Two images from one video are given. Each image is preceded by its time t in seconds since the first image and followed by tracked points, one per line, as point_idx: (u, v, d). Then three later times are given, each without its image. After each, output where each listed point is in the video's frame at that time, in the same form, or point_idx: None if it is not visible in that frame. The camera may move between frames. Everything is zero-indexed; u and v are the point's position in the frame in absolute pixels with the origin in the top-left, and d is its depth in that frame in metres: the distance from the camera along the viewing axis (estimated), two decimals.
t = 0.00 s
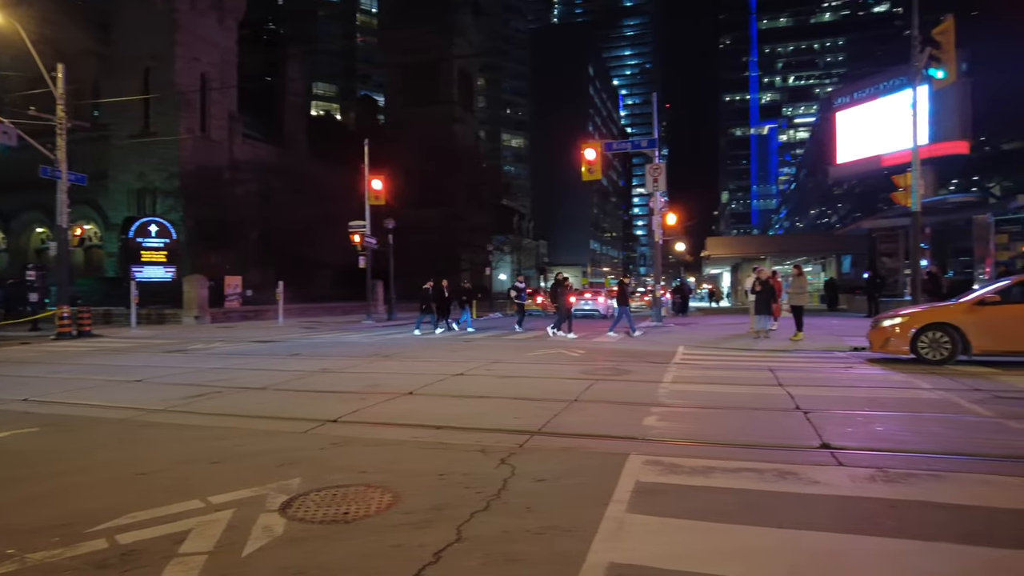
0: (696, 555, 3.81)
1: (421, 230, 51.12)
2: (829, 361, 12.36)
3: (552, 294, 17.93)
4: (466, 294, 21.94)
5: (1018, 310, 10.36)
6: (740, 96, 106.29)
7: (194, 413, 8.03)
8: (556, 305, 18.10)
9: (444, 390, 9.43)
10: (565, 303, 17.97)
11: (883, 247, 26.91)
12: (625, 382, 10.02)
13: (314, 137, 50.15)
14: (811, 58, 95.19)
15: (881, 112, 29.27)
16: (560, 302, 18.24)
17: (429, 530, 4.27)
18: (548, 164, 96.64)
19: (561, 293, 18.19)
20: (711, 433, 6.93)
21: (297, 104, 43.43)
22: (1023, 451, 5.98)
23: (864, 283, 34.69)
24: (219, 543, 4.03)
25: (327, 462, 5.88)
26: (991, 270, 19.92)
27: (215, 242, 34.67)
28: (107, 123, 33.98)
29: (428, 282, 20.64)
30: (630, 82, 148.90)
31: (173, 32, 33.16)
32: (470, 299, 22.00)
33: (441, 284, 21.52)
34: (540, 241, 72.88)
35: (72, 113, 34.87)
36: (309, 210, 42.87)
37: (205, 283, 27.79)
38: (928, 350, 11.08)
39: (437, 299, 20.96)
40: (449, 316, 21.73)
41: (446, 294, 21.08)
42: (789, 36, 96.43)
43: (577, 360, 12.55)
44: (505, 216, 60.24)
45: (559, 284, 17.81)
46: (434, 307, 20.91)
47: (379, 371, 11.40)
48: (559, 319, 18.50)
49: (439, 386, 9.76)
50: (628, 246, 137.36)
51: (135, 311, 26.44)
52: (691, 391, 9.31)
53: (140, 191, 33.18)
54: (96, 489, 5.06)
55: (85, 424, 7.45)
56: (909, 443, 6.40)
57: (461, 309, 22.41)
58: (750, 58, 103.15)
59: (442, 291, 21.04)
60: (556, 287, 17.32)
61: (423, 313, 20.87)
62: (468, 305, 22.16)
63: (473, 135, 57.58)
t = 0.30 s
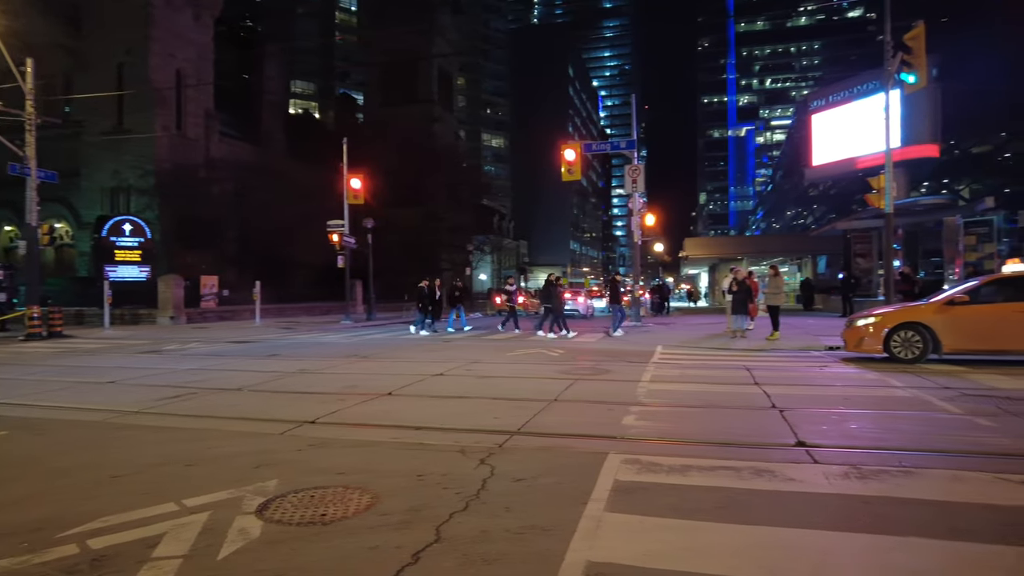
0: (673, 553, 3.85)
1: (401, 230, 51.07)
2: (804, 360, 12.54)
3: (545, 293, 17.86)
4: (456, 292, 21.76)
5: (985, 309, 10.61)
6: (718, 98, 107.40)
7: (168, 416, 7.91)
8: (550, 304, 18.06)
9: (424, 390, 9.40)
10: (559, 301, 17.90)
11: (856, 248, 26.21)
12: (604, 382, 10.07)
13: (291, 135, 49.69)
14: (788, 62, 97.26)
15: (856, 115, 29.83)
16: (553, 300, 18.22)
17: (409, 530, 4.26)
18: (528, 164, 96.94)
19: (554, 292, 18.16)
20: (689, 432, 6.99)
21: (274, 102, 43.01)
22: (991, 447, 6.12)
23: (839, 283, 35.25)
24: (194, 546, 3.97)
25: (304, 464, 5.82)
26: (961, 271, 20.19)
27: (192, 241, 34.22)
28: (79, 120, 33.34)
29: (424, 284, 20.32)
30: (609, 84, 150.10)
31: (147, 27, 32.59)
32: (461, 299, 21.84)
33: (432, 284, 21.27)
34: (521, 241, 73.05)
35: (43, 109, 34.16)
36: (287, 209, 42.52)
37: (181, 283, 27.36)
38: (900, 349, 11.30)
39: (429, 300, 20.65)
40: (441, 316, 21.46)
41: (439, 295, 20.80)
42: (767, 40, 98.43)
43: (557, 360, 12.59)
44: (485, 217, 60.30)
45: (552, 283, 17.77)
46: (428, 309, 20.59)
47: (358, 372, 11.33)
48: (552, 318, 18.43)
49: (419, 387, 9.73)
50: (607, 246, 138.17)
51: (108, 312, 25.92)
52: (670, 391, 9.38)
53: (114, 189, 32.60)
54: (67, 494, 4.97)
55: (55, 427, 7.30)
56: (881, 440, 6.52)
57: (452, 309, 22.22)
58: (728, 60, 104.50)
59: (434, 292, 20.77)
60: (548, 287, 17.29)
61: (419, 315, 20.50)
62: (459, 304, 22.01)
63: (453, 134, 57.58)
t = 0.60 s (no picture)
0: (654, 552, 3.88)
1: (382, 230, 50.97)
2: (784, 359, 12.69)
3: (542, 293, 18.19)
4: (451, 292, 21.67)
5: (959, 309, 10.82)
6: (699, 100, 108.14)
7: (145, 417, 7.80)
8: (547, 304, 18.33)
9: (406, 391, 9.39)
10: (556, 302, 18.29)
11: (836, 248, 26.98)
12: (587, 382, 10.09)
13: (272, 133, 49.32)
14: (768, 64, 97.55)
15: (835, 117, 30.21)
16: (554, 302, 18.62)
17: (391, 532, 4.24)
18: (511, 164, 97.04)
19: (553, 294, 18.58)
20: (671, 431, 7.04)
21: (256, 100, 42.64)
22: (966, 444, 6.23)
23: (818, 283, 35.64)
24: (173, 550, 3.93)
25: (283, 465, 5.79)
26: (935, 272, 20.46)
27: (173, 241, 33.78)
28: (54, 116, 32.75)
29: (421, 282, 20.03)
30: (592, 84, 151.02)
31: (125, 23, 32.07)
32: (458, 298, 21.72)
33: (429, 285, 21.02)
34: (504, 241, 73.20)
35: (16, 105, 33.48)
36: (268, 208, 42.21)
37: (159, 283, 26.99)
38: (878, 349, 11.47)
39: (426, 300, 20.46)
40: (439, 316, 21.24)
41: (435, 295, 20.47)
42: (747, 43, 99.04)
43: (540, 360, 12.61)
44: (468, 217, 60.33)
45: (547, 283, 18.13)
46: (426, 310, 20.38)
47: (339, 372, 11.26)
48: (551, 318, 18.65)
49: (401, 387, 9.70)
50: (590, 246, 138.71)
51: (85, 312, 25.45)
52: (652, 390, 9.44)
53: (91, 187, 32.06)
54: (43, 497, 4.89)
55: (29, 430, 7.16)
56: (860, 438, 6.60)
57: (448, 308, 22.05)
58: (709, 62, 105.39)
59: (431, 292, 20.68)
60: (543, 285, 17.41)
61: (419, 316, 20.29)
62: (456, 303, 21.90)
63: (435, 133, 57.53)
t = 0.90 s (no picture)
0: (640, 551, 3.90)
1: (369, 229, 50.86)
2: (770, 358, 12.81)
3: (542, 294, 18.36)
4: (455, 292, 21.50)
5: (941, 309, 10.97)
6: (686, 101, 108.72)
7: (129, 418, 7.72)
8: (548, 304, 18.57)
9: (394, 391, 9.38)
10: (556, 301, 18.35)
11: (820, 249, 26.56)
12: (575, 381, 10.13)
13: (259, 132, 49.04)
14: (754, 66, 100.13)
15: (820, 119, 30.45)
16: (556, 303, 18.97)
17: (377, 532, 4.24)
18: (499, 164, 96.98)
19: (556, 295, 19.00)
20: (658, 430, 7.09)
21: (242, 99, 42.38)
22: (946, 442, 6.34)
23: (803, 283, 35.96)
24: (159, 552, 3.91)
25: (269, 466, 5.76)
26: (918, 271, 20.73)
27: (158, 241, 33.40)
28: (36, 114, 32.39)
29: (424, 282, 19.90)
30: (580, 84, 151.19)
31: (109, 20, 31.69)
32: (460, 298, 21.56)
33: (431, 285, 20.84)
34: (492, 241, 73.14)
35: None
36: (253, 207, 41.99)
37: (144, 282, 26.72)
38: (862, 348, 11.60)
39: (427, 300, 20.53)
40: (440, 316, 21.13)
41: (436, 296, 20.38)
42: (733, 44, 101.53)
43: (528, 360, 12.63)
44: (455, 217, 60.34)
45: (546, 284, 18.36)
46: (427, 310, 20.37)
47: (327, 372, 11.22)
48: (552, 319, 18.84)
49: (389, 387, 9.69)
50: (578, 246, 138.95)
51: (68, 312, 25.12)
52: (639, 389, 9.51)
53: (74, 185, 31.69)
54: (26, 500, 4.84)
55: (10, 432, 7.07)
56: (844, 437, 6.68)
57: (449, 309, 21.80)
58: (696, 63, 106.00)
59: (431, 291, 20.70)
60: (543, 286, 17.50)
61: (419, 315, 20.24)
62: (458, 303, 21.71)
63: (423, 132, 57.39)
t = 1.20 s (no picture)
0: (633, 551, 3.91)
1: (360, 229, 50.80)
2: (762, 358, 12.88)
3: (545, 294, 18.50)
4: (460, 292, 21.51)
5: (930, 308, 11.06)
6: (678, 101, 109.14)
7: (119, 419, 7.67)
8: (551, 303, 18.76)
9: (387, 391, 9.37)
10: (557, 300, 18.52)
11: (811, 249, 26.99)
12: (567, 381, 10.15)
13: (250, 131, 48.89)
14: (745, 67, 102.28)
15: (811, 120, 30.66)
16: (557, 301, 19.43)
17: (371, 533, 4.23)
18: (491, 164, 96.96)
19: (555, 293, 19.50)
20: (650, 429, 7.11)
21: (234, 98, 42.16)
22: (935, 441, 6.39)
23: (793, 283, 36.17)
24: (150, 553, 3.88)
25: (261, 466, 5.73)
26: (906, 271, 20.91)
27: (148, 240, 32.77)
28: (23, 112, 32.28)
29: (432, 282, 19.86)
30: (572, 85, 151.38)
31: (99, 18, 31.41)
32: (463, 298, 21.56)
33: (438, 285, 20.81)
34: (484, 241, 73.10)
35: None
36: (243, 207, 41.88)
37: (134, 282, 26.53)
38: (853, 347, 11.68)
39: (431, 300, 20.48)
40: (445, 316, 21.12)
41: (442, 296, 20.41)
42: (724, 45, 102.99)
43: (520, 360, 12.64)
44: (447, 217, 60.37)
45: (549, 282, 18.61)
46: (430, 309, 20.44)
47: (319, 373, 11.18)
48: (553, 318, 19.15)
49: (381, 387, 9.68)
50: (570, 246, 139.09)
51: (57, 312, 24.90)
52: (632, 389, 9.55)
53: (63, 184, 31.50)
54: (14, 502, 4.78)
55: None
56: (835, 435, 6.72)
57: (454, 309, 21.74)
58: (688, 64, 106.50)
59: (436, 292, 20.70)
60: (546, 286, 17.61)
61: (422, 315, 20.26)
62: (461, 303, 21.71)
63: (415, 131, 57.28)
